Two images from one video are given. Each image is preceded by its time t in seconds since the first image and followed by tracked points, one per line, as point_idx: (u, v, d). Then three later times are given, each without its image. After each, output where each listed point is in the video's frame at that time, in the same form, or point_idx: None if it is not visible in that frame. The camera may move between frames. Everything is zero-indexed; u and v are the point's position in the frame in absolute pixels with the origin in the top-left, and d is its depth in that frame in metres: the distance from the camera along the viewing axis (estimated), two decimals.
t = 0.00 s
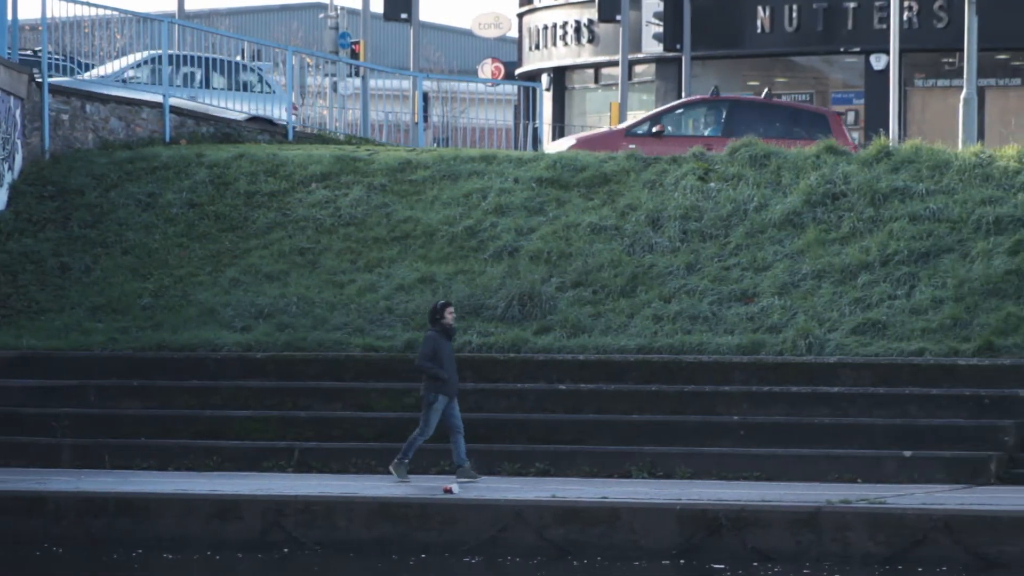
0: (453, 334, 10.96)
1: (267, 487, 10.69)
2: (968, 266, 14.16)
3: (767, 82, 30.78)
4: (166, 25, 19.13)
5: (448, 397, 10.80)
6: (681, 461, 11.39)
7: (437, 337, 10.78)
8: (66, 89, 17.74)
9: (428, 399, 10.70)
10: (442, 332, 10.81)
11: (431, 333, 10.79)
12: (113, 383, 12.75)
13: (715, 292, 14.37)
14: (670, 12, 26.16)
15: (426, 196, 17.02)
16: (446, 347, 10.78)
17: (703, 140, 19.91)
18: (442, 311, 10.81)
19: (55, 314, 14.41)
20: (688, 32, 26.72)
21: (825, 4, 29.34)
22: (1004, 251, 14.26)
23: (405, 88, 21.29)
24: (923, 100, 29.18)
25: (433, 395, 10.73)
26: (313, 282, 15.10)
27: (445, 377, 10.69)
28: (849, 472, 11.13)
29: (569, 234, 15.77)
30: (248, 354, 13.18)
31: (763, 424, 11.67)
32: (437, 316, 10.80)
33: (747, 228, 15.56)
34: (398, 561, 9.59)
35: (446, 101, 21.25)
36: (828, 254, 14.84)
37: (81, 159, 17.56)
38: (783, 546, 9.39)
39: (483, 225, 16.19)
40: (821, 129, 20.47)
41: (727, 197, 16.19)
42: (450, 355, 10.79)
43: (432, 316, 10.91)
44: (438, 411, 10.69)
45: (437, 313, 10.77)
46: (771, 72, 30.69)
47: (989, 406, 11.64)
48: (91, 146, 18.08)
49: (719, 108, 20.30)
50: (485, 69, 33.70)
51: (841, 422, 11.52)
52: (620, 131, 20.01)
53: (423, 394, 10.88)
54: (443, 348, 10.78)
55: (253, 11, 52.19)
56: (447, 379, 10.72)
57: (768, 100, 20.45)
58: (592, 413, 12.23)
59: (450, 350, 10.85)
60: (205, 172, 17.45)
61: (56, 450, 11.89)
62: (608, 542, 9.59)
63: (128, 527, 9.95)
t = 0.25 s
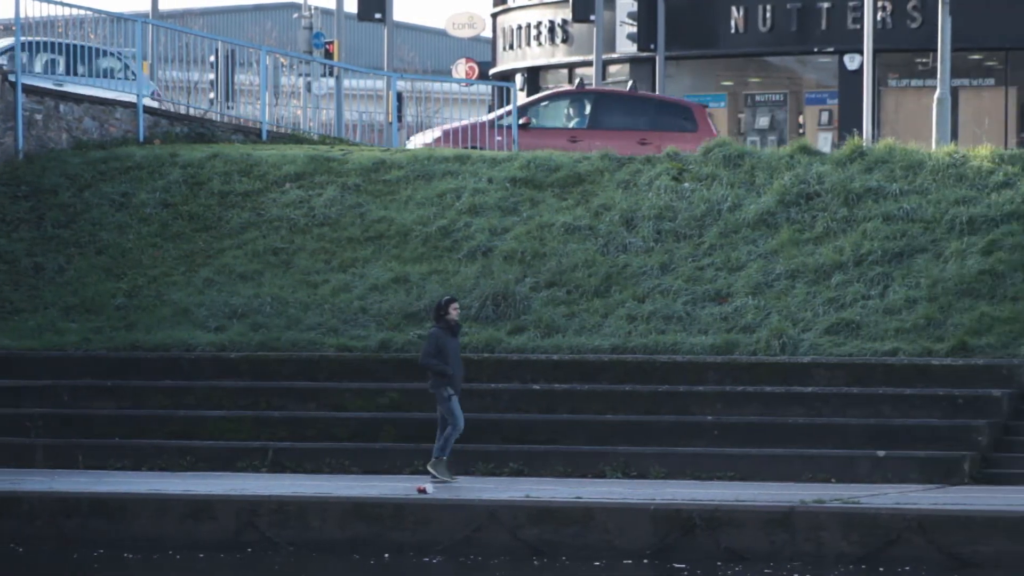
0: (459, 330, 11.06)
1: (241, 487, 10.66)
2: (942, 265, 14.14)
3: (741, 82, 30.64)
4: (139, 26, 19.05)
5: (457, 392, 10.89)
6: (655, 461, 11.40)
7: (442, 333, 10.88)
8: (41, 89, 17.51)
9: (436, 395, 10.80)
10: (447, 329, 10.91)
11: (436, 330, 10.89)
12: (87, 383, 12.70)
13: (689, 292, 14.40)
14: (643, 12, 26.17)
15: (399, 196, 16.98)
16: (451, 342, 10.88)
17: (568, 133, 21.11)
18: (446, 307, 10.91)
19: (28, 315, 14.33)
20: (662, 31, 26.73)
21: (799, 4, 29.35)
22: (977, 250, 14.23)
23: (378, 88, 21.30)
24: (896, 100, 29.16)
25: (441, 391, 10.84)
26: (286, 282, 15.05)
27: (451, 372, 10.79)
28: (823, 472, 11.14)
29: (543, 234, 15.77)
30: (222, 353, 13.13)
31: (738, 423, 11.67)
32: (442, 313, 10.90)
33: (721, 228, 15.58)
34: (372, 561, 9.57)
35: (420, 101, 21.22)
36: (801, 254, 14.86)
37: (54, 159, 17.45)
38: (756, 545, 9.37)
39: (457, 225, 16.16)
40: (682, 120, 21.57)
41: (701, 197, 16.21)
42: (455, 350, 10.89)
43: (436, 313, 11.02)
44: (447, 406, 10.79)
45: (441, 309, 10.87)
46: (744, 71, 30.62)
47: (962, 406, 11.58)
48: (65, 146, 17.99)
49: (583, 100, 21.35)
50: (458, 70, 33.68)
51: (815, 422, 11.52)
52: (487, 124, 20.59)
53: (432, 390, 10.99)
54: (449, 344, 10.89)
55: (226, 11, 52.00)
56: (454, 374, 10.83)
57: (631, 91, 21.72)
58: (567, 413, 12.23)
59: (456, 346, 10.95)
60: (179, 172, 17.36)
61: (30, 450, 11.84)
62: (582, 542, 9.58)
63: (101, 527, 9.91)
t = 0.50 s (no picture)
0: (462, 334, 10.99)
1: (216, 487, 10.63)
2: (916, 265, 14.13)
3: (715, 82, 30.67)
4: (114, 26, 18.95)
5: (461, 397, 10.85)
6: (629, 461, 11.42)
7: (446, 339, 10.81)
8: (15, 89, 17.35)
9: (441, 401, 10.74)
10: (452, 334, 10.84)
11: (440, 335, 10.82)
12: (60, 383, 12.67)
13: (663, 292, 14.41)
14: (617, 13, 26.11)
15: (374, 197, 16.93)
16: (455, 348, 10.82)
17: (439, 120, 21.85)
18: (450, 312, 10.83)
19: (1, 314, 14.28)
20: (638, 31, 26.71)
21: (774, 5, 29.33)
22: (951, 250, 14.21)
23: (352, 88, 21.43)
24: (870, 101, 29.24)
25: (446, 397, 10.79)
26: (260, 282, 15.00)
27: (457, 378, 10.74)
28: (797, 472, 11.17)
29: (518, 234, 15.76)
30: (196, 354, 13.11)
31: (712, 424, 11.68)
32: (446, 318, 10.83)
33: (695, 229, 15.61)
34: (346, 561, 9.55)
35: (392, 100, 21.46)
36: (775, 254, 14.87)
37: (28, 159, 17.37)
38: (730, 546, 9.35)
39: (431, 226, 16.13)
40: (556, 112, 23.47)
41: (675, 197, 16.24)
42: (460, 356, 10.83)
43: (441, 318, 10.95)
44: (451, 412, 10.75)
45: (445, 315, 10.81)
46: (719, 72, 30.61)
47: (936, 406, 11.57)
48: (39, 146, 17.90)
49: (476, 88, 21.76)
50: (432, 70, 33.69)
51: (789, 423, 11.53)
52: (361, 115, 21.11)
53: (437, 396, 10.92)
54: (453, 349, 10.82)
55: (200, 10, 51.83)
56: (459, 380, 10.78)
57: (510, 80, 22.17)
58: (541, 413, 12.23)
59: (460, 350, 10.90)
60: (153, 172, 17.29)
61: (4, 451, 11.82)
62: (556, 542, 9.56)
63: (75, 528, 9.88)
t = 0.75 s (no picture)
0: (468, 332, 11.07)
1: (191, 487, 10.62)
2: (890, 265, 14.14)
3: (690, 82, 29.42)
4: (89, 25, 18.87)
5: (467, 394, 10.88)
6: (604, 461, 11.44)
7: (453, 334, 10.89)
8: None
9: (446, 396, 10.78)
10: (458, 330, 10.92)
11: (446, 331, 10.89)
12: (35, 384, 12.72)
13: (638, 292, 14.44)
14: (592, 11, 26.12)
15: (348, 197, 16.89)
16: (462, 343, 10.89)
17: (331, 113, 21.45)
18: (456, 309, 10.93)
19: None
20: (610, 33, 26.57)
21: (748, 5, 27.94)
22: (926, 250, 14.21)
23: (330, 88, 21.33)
24: (845, 101, 27.50)
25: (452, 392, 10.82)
26: (235, 282, 14.98)
27: (463, 373, 10.79)
28: (771, 472, 11.20)
29: (493, 235, 15.76)
30: (171, 354, 13.18)
31: (686, 424, 11.70)
32: (452, 314, 10.92)
33: (670, 229, 15.63)
34: (320, 561, 9.55)
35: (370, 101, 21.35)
36: (750, 254, 14.89)
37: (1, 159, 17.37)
38: (705, 546, 9.34)
39: (406, 226, 16.10)
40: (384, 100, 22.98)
41: (650, 197, 16.26)
42: (467, 352, 10.90)
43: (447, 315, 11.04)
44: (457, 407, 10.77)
45: (452, 310, 10.90)
46: (694, 72, 29.29)
47: (910, 406, 11.54)
48: (13, 146, 17.76)
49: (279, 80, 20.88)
50: (407, 70, 33.73)
51: (764, 422, 11.55)
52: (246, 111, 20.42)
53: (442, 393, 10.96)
54: (460, 345, 10.89)
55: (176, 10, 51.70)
56: (465, 375, 10.82)
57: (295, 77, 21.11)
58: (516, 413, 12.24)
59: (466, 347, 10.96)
60: (128, 172, 17.27)
61: None
62: (531, 542, 9.55)
63: (50, 528, 9.88)
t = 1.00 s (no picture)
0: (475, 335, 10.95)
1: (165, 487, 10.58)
2: (865, 265, 14.17)
3: (665, 83, 29.43)
4: (64, 25, 18.74)
5: (472, 398, 10.76)
6: (579, 461, 11.44)
7: (459, 338, 10.76)
8: None
9: (450, 400, 10.66)
10: (464, 334, 10.80)
11: (452, 334, 10.78)
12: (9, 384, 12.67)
13: (614, 292, 14.45)
14: (568, 10, 26.11)
15: (323, 197, 16.84)
16: (468, 348, 10.76)
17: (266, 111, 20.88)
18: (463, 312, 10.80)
19: None
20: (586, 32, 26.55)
21: (724, 5, 28.00)
22: (900, 250, 14.22)
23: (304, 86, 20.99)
24: (821, 101, 27.63)
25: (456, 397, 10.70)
26: (210, 282, 14.94)
27: (467, 377, 10.67)
28: (746, 472, 11.22)
29: (468, 235, 15.74)
30: (146, 354, 13.14)
31: (661, 424, 11.71)
32: (459, 317, 10.79)
33: (645, 230, 15.64)
34: (295, 561, 9.52)
35: (344, 100, 21.07)
36: (725, 254, 14.92)
37: None
38: (679, 546, 9.33)
39: (381, 226, 16.07)
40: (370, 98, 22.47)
41: (625, 197, 16.28)
42: (472, 356, 10.77)
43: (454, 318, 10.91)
44: (460, 412, 10.66)
45: (458, 314, 10.77)
46: (669, 72, 29.35)
47: (885, 406, 11.55)
48: None
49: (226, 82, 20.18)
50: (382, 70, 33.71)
51: (739, 422, 11.55)
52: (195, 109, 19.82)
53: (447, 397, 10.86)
54: (466, 349, 10.76)
55: (151, 10, 51.54)
56: (470, 380, 10.71)
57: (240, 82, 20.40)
58: (491, 413, 12.23)
59: (473, 351, 10.84)
60: (102, 172, 17.21)
61: None
62: (506, 542, 9.53)
63: (24, 528, 9.83)
